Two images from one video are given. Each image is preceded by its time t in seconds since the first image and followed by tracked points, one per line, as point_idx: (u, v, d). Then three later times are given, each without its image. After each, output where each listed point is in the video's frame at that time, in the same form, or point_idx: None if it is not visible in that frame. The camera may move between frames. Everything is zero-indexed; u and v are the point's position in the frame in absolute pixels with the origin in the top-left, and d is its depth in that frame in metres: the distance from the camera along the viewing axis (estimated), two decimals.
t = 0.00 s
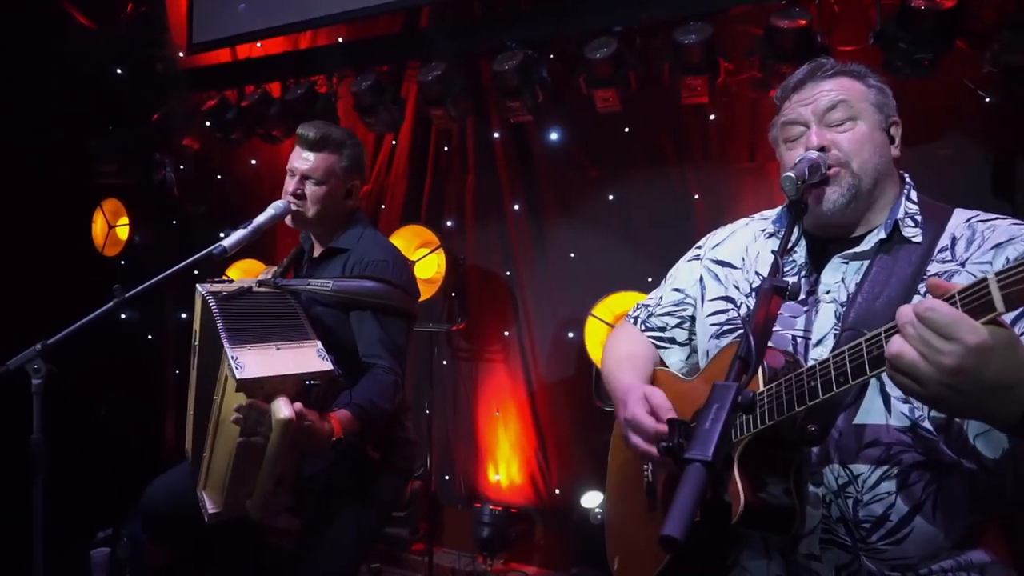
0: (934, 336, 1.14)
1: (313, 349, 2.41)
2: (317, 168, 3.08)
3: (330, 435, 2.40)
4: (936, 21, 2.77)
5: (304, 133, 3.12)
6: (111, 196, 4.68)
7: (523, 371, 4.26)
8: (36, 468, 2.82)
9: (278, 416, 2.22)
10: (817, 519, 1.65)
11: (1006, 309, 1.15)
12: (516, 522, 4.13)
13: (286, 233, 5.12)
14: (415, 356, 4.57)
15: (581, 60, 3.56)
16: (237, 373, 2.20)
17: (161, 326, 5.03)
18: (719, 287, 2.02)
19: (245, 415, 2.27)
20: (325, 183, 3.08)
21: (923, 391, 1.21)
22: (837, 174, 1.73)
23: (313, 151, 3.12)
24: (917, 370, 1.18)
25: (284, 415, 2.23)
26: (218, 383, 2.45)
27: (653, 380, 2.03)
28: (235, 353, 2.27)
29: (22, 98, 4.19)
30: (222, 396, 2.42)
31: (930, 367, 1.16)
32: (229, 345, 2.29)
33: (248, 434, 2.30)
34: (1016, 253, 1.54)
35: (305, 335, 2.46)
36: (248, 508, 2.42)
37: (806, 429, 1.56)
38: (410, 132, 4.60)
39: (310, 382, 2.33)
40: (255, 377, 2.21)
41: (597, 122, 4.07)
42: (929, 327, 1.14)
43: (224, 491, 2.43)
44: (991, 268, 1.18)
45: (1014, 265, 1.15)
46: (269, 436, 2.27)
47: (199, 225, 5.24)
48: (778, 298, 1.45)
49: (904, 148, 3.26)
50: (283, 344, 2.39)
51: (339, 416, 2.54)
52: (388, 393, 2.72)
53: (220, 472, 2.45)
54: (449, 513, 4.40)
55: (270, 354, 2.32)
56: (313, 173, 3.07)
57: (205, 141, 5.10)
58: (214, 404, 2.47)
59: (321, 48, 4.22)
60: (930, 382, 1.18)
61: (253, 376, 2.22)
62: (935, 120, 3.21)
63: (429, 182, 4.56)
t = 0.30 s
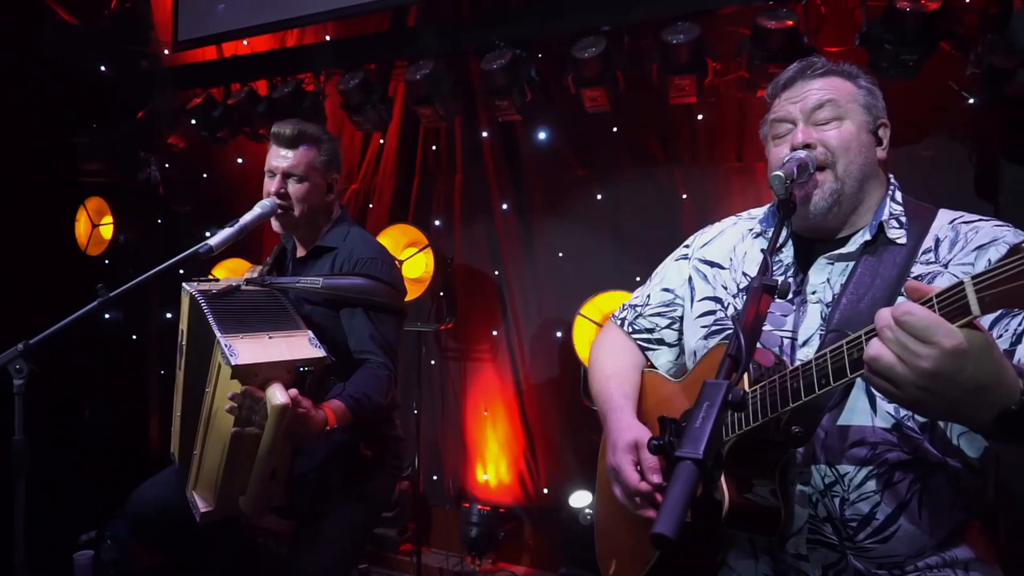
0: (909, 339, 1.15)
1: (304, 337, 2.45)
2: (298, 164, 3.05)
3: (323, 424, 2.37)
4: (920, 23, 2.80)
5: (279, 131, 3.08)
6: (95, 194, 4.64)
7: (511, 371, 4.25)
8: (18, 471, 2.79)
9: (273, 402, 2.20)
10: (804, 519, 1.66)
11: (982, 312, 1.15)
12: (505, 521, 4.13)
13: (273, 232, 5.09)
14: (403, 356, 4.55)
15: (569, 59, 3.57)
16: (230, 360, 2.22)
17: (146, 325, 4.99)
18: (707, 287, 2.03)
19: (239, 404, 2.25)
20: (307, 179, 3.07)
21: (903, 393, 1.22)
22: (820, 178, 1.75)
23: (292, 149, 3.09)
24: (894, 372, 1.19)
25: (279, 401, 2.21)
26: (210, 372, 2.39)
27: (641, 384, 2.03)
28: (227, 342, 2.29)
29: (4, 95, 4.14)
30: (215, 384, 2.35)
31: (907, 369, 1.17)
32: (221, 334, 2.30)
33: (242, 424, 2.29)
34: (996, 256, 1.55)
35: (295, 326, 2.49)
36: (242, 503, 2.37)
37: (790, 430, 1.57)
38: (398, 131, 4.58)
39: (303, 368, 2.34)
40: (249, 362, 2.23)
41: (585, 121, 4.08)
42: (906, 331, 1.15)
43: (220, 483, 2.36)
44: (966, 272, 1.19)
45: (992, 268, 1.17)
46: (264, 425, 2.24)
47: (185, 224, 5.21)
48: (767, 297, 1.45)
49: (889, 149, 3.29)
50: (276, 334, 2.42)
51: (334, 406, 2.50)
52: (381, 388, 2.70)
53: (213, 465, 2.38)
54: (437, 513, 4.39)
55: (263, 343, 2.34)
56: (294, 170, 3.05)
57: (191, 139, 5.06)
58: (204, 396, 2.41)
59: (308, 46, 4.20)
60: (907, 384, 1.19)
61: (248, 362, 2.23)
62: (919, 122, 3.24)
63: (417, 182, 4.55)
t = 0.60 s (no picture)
0: (896, 339, 1.15)
1: (295, 325, 2.43)
2: (286, 161, 3.03)
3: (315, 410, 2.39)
4: (907, 22, 2.81)
5: (265, 129, 3.07)
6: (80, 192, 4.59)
7: (500, 370, 4.24)
8: None
9: (268, 387, 2.19)
10: (790, 517, 1.65)
11: (970, 311, 1.16)
12: (493, 521, 4.12)
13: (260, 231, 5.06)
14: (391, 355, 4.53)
15: (558, 57, 3.56)
16: (225, 346, 2.20)
17: (131, 325, 4.94)
18: (692, 285, 2.02)
19: (233, 390, 2.22)
20: (296, 175, 3.05)
21: (887, 394, 1.22)
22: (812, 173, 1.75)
23: (278, 146, 3.06)
24: (880, 372, 1.19)
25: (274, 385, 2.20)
26: (202, 364, 2.36)
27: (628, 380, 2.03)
28: (219, 329, 2.27)
29: None
30: (207, 376, 2.32)
31: (893, 369, 1.17)
32: (213, 323, 2.29)
33: (236, 412, 2.26)
34: (981, 253, 1.55)
35: (282, 316, 2.48)
36: (235, 499, 2.38)
37: (776, 428, 1.55)
38: (386, 129, 4.56)
39: (297, 354, 2.33)
40: (245, 347, 2.21)
41: (574, 120, 4.07)
42: (895, 331, 1.15)
43: (211, 480, 2.35)
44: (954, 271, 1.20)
45: (981, 266, 1.17)
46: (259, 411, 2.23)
47: (170, 223, 5.16)
48: (754, 294, 1.45)
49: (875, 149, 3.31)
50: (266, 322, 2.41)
51: (327, 395, 2.52)
52: (375, 381, 2.72)
53: (205, 462, 2.37)
54: (425, 513, 4.37)
55: (254, 330, 2.33)
56: (283, 167, 3.02)
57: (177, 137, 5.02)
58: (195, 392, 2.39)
59: (296, 43, 4.17)
60: (892, 384, 1.19)
61: (243, 348, 2.22)
62: (906, 121, 3.26)
63: (406, 180, 4.53)
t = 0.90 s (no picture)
0: (883, 347, 1.14)
1: (284, 321, 2.43)
2: (278, 156, 3.02)
3: (308, 406, 2.37)
4: (895, 23, 2.81)
5: (259, 124, 3.06)
6: (68, 192, 4.55)
7: (491, 370, 4.24)
8: None
9: (261, 380, 2.17)
10: (776, 518, 1.65)
11: (957, 317, 1.16)
12: (484, 521, 4.11)
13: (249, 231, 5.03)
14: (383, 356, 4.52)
15: (548, 57, 3.55)
16: (217, 340, 2.19)
17: (121, 325, 4.90)
18: (681, 284, 2.02)
19: (226, 385, 2.19)
20: (286, 171, 3.03)
21: (873, 399, 1.22)
22: (801, 173, 1.75)
23: (270, 141, 3.05)
24: (867, 378, 1.19)
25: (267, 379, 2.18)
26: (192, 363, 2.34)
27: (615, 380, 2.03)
28: (209, 324, 2.26)
29: None
30: (198, 373, 2.30)
31: (880, 375, 1.17)
32: (203, 319, 2.28)
33: (228, 407, 2.23)
34: (968, 254, 1.54)
35: (271, 312, 2.48)
36: (229, 499, 2.36)
37: (764, 430, 1.56)
38: (376, 129, 4.54)
39: (288, 349, 2.32)
40: (236, 341, 2.20)
41: (564, 120, 4.07)
42: (881, 338, 1.14)
43: (203, 480, 2.33)
44: (944, 276, 1.20)
45: (970, 272, 1.17)
46: (252, 407, 2.21)
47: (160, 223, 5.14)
48: (739, 295, 1.44)
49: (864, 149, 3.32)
50: (256, 319, 2.41)
51: (320, 392, 2.51)
52: (367, 380, 2.71)
53: (197, 462, 2.35)
54: (416, 514, 4.36)
55: (245, 327, 2.32)
56: (273, 162, 3.01)
57: (166, 136, 4.99)
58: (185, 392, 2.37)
59: (285, 42, 4.15)
60: (880, 391, 1.19)
61: (234, 342, 2.21)
62: (895, 122, 3.27)
63: (396, 180, 4.51)
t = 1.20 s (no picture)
0: (842, 362, 1.11)
1: (285, 324, 2.41)
2: (262, 160, 3.01)
3: (306, 410, 2.36)
4: (887, 24, 2.82)
5: (239, 128, 3.04)
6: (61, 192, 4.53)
7: (486, 371, 4.24)
8: None
9: (261, 384, 2.15)
10: (767, 517, 1.66)
11: (927, 296, 1.17)
12: (479, 522, 4.12)
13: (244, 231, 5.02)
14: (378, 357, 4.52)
15: (542, 58, 3.56)
16: (218, 342, 2.18)
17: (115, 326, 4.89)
18: (674, 283, 2.02)
19: (225, 388, 2.17)
20: (271, 174, 3.01)
21: (811, 399, 1.21)
22: (785, 181, 1.75)
23: (253, 146, 3.04)
24: (816, 382, 1.17)
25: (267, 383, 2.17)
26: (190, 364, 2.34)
27: (608, 379, 2.03)
28: (211, 327, 2.26)
29: None
30: (198, 375, 2.30)
31: (830, 386, 1.15)
32: (204, 321, 2.27)
33: (228, 411, 2.23)
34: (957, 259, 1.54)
35: (272, 315, 2.47)
36: (226, 501, 2.36)
37: (750, 424, 1.55)
38: (371, 129, 4.54)
39: (288, 352, 2.29)
40: (236, 344, 2.19)
41: (558, 121, 4.07)
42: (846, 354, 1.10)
43: (202, 481, 2.32)
44: (913, 258, 1.21)
45: (936, 252, 1.18)
46: (252, 410, 2.19)
47: (155, 224, 5.13)
48: (727, 297, 1.44)
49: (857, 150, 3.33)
50: (258, 321, 2.40)
51: (318, 396, 2.51)
52: (362, 382, 2.71)
53: (195, 462, 2.34)
54: (411, 514, 4.36)
55: (246, 330, 2.31)
56: (257, 167, 3.00)
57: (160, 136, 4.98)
58: (183, 395, 2.36)
59: (279, 43, 4.13)
60: (821, 395, 1.18)
61: (235, 344, 2.20)
62: (887, 123, 3.28)
63: (391, 180, 4.51)
